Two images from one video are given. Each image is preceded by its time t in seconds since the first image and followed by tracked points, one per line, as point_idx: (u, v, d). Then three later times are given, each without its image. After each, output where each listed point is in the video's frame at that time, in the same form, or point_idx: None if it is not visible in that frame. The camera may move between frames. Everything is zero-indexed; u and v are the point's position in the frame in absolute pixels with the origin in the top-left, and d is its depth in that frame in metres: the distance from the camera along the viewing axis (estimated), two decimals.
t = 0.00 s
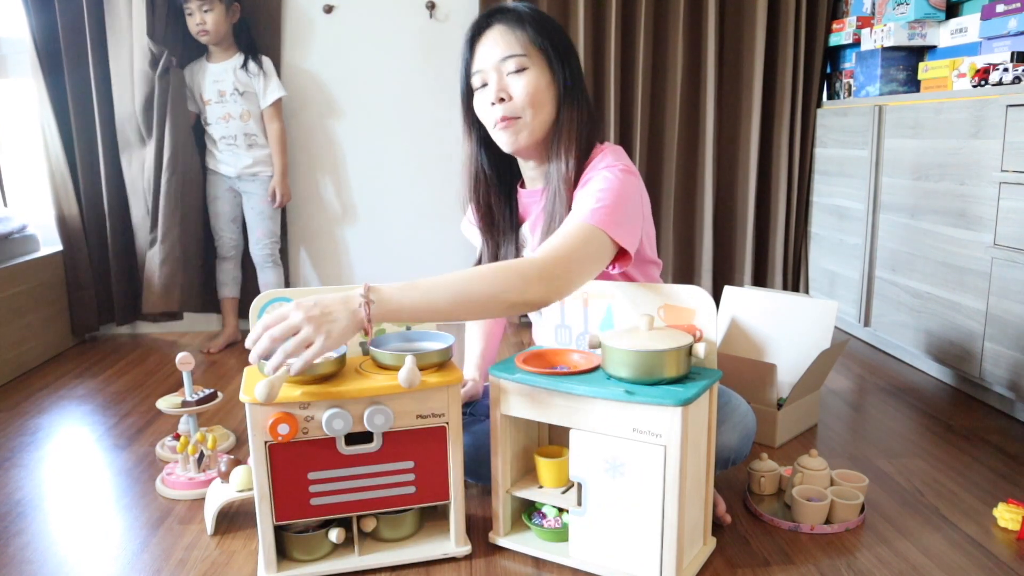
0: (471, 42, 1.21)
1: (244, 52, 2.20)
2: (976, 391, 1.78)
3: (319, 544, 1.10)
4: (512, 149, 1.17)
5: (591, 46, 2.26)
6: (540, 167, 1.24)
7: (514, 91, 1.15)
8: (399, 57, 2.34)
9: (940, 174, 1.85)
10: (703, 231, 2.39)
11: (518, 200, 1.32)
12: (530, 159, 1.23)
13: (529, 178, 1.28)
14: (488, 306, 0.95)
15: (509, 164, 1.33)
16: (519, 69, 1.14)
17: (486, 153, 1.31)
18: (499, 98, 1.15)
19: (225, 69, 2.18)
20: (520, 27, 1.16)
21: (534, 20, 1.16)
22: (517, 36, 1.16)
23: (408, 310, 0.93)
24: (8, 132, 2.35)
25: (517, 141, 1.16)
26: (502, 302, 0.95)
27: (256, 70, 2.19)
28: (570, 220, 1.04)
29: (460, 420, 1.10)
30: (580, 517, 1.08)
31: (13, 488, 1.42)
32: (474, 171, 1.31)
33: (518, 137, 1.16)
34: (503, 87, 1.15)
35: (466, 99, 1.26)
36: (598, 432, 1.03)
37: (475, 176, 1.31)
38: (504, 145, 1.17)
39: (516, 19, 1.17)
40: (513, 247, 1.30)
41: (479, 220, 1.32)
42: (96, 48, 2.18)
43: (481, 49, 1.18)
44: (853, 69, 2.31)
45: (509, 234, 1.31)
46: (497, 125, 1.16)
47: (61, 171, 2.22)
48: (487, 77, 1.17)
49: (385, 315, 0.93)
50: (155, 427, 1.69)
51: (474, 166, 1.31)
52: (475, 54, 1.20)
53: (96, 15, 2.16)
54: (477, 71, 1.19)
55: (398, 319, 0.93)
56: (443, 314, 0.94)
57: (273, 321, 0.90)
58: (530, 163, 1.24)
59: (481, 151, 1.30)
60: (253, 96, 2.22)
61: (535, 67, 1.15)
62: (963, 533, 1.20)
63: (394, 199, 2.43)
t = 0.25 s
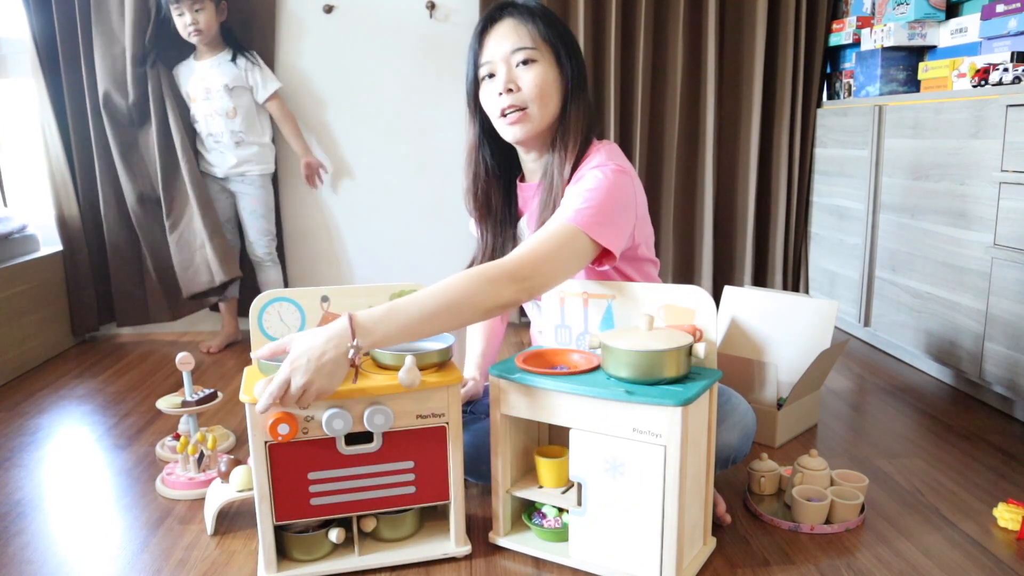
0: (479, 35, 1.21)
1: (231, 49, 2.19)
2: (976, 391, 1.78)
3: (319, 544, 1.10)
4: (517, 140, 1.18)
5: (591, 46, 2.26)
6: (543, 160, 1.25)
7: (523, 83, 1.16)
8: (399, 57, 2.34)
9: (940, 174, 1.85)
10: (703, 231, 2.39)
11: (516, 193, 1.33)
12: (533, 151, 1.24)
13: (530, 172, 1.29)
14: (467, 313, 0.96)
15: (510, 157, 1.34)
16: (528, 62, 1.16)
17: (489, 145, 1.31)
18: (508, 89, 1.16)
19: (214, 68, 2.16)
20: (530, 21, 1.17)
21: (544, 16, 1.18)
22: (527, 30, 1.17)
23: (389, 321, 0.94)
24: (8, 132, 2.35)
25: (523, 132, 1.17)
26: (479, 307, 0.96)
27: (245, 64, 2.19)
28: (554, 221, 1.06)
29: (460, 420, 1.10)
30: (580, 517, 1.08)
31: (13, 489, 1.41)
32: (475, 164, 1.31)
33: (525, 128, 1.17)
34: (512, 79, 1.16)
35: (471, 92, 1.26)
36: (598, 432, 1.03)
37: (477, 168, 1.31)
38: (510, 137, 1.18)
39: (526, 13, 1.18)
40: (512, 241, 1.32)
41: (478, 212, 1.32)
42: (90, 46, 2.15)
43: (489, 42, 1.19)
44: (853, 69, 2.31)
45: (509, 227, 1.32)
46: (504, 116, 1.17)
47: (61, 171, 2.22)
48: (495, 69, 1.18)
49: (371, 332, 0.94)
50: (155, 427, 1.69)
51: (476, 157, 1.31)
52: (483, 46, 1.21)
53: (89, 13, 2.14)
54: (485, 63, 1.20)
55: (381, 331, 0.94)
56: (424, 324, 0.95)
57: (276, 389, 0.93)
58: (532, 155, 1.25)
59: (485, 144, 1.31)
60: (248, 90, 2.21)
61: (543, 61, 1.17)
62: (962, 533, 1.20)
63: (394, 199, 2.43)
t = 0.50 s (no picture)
0: (477, 34, 1.21)
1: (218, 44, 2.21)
2: (976, 391, 1.78)
3: (319, 544, 1.10)
4: (515, 139, 1.19)
5: (591, 46, 2.26)
6: (541, 157, 1.25)
7: (519, 82, 1.15)
8: (399, 57, 2.34)
9: (940, 174, 1.85)
10: (703, 231, 2.39)
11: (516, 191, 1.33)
12: (530, 150, 1.24)
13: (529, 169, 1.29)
14: (469, 320, 0.96)
15: (511, 156, 1.34)
16: (523, 62, 1.16)
17: (489, 145, 1.32)
18: (504, 89, 1.16)
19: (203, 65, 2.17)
20: (525, 21, 1.17)
21: (541, 15, 1.17)
22: (524, 30, 1.17)
23: (394, 331, 0.94)
24: (8, 132, 2.35)
25: (520, 133, 1.18)
26: (481, 314, 0.97)
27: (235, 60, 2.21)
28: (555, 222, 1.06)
29: (460, 419, 1.10)
30: (580, 517, 1.08)
31: (13, 489, 1.41)
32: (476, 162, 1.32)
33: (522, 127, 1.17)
34: (508, 79, 1.16)
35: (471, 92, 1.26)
36: (599, 432, 1.03)
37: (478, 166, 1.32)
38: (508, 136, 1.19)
39: (521, 13, 1.18)
40: (511, 238, 1.32)
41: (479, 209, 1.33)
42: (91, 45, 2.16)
43: (486, 42, 1.19)
44: (853, 69, 2.31)
45: (507, 223, 1.32)
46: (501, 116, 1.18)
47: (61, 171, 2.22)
48: (492, 69, 1.18)
49: (375, 342, 0.94)
50: (155, 427, 1.69)
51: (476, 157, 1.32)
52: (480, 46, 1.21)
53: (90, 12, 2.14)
54: (482, 63, 1.20)
55: (388, 342, 0.94)
56: (428, 333, 0.95)
57: (281, 401, 0.93)
58: (531, 152, 1.25)
59: (485, 142, 1.31)
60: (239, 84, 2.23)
61: (538, 60, 1.16)
62: (962, 533, 1.20)
63: (394, 199, 2.43)
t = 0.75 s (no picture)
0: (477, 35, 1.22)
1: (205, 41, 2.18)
2: (976, 391, 1.78)
3: (319, 544, 1.10)
4: (514, 139, 1.19)
5: (591, 45, 2.26)
6: (541, 156, 1.25)
7: (517, 82, 1.16)
8: (399, 57, 2.34)
9: (940, 173, 1.85)
10: (704, 231, 2.39)
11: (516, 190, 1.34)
12: (530, 150, 1.24)
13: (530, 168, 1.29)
14: (472, 309, 0.96)
15: (511, 155, 1.34)
16: (520, 62, 1.16)
17: (489, 144, 1.32)
18: (502, 89, 1.16)
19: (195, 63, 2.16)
20: (524, 21, 1.17)
21: (539, 15, 1.17)
22: (522, 30, 1.17)
23: (396, 315, 0.93)
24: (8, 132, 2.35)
25: (518, 132, 1.18)
26: (484, 304, 0.96)
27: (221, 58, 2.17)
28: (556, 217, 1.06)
29: (460, 419, 1.10)
30: (580, 517, 1.08)
31: (13, 489, 1.41)
32: (477, 162, 1.33)
33: (520, 127, 1.18)
34: (506, 79, 1.17)
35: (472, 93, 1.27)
36: (599, 432, 1.03)
37: (479, 166, 1.33)
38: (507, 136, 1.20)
39: (520, 13, 1.18)
40: (511, 237, 1.32)
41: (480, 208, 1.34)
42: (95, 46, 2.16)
43: (485, 43, 1.20)
44: (853, 69, 2.31)
45: (507, 221, 1.32)
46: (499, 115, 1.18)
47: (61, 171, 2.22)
48: (491, 69, 1.19)
49: (377, 324, 0.93)
50: (155, 427, 1.69)
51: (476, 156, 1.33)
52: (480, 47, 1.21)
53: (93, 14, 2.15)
54: (482, 63, 1.20)
55: (391, 325, 0.93)
56: (430, 319, 0.94)
57: (282, 374, 0.90)
58: (531, 152, 1.25)
59: (485, 143, 1.32)
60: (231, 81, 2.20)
61: (536, 60, 1.16)
62: (962, 533, 1.20)
63: (394, 199, 2.43)
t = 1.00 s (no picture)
0: (475, 37, 1.22)
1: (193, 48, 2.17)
2: (976, 391, 1.78)
3: (319, 544, 1.10)
4: (514, 140, 1.19)
5: (591, 46, 2.26)
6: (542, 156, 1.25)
7: (516, 84, 1.16)
8: (399, 57, 2.34)
9: (940, 173, 1.85)
10: (704, 231, 2.39)
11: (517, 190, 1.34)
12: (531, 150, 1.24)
13: (531, 169, 1.29)
14: (480, 293, 0.95)
15: (513, 155, 1.34)
16: (519, 64, 1.16)
17: (490, 145, 1.32)
18: (501, 91, 1.17)
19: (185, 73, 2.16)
20: (522, 22, 1.17)
21: (538, 16, 1.17)
22: (521, 32, 1.17)
23: (408, 292, 0.93)
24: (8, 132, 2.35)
25: (519, 134, 1.18)
26: (493, 289, 0.96)
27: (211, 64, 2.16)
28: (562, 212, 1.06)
29: (460, 419, 1.10)
30: (580, 517, 1.08)
31: (13, 489, 1.41)
32: (479, 162, 1.33)
33: (519, 128, 1.18)
34: (505, 81, 1.17)
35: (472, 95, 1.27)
36: (599, 432, 1.03)
37: (481, 166, 1.33)
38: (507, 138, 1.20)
39: (518, 14, 1.18)
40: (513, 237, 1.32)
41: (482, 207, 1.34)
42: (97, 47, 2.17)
43: (484, 45, 1.20)
44: (852, 69, 2.31)
45: (509, 221, 1.32)
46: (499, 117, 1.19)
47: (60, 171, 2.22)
48: (490, 71, 1.19)
49: (388, 301, 0.92)
50: (155, 427, 1.69)
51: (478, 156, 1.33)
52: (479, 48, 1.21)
53: (95, 17, 2.16)
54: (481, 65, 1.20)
55: (400, 301, 0.92)
56: (439, 299, 0.93)
57: (293, 352, 0.88)
58: (531, 152, 1.25)
59: (487, 143, 1.32)
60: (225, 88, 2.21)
61: (536, 61, 1.16)
62: (963, 533, 1.20)
63: (394, 199, 2.43)
